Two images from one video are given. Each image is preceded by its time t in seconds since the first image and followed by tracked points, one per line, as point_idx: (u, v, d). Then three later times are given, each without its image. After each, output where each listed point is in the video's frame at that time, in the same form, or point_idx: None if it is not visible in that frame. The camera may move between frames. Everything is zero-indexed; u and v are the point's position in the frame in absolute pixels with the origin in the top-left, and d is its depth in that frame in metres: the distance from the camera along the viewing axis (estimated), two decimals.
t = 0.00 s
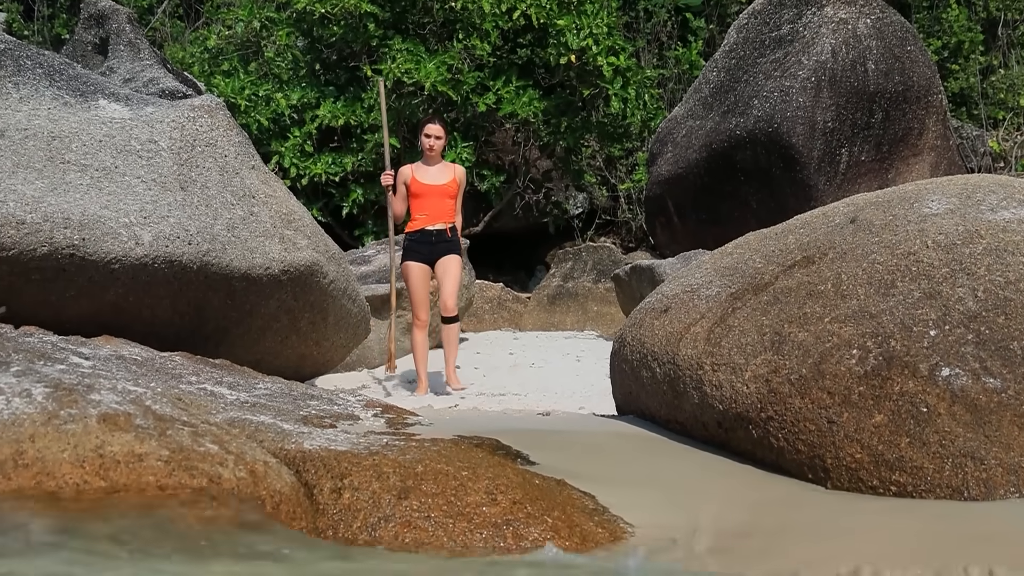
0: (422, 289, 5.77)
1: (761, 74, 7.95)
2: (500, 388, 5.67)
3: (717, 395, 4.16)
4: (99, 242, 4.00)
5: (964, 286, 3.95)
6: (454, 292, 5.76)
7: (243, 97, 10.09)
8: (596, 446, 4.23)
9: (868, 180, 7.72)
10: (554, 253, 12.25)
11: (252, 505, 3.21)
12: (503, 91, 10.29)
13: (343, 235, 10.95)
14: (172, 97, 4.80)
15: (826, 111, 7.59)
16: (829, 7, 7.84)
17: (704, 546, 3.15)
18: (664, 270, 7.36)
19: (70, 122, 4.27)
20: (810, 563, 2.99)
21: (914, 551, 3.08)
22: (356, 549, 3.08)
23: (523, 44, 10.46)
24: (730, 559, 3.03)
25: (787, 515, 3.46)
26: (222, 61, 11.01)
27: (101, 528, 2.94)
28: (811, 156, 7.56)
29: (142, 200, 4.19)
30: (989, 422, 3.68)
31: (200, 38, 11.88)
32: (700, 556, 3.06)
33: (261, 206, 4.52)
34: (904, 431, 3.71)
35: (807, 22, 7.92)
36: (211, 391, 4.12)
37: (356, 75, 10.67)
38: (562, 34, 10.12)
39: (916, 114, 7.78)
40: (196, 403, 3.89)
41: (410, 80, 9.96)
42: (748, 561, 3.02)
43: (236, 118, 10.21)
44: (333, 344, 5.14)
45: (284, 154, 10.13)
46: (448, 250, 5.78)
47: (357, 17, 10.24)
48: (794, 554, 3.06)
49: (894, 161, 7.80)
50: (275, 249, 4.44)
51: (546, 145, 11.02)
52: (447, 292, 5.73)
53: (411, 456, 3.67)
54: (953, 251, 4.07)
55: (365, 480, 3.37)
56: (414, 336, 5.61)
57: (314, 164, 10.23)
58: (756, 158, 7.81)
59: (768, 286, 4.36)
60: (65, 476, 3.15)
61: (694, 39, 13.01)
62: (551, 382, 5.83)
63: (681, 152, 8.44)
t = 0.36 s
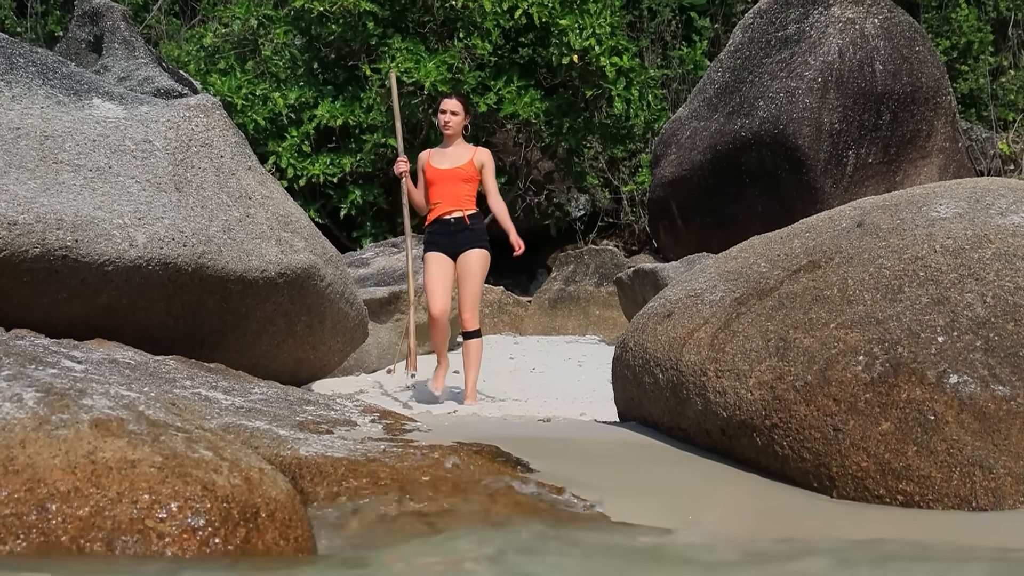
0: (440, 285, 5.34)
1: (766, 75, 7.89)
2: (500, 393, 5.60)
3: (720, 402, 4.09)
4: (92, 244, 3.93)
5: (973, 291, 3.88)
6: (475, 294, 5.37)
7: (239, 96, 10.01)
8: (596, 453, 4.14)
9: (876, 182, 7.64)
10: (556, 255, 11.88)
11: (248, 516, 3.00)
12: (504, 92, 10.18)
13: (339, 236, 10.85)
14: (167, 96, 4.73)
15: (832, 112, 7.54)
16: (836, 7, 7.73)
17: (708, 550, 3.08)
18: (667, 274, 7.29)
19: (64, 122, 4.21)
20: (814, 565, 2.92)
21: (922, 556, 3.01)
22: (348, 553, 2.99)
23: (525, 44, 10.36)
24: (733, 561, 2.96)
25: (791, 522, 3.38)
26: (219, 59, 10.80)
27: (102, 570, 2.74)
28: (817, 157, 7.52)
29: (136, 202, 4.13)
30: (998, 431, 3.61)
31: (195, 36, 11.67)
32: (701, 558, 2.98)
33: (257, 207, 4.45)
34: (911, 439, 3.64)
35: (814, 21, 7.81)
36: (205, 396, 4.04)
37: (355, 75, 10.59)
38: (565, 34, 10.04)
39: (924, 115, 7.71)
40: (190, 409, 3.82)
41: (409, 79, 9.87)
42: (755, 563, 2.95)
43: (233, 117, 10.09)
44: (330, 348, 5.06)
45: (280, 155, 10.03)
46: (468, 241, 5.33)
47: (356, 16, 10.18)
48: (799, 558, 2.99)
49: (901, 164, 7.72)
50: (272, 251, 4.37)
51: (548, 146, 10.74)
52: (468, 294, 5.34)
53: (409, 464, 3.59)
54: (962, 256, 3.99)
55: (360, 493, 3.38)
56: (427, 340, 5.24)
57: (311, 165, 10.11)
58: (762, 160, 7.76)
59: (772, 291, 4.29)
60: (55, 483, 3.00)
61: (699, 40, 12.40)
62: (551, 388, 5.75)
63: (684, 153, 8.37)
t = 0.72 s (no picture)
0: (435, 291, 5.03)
1: (767, 83, 7.91)
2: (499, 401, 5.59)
3: (721, 411, 4.05)
4: (92, 249, 3.93)
5: (972, 301, 3.87)
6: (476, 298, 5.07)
7: (241, 102, 10.06)
8: (597, 460, 4.15)
9: (875, 191, 7.65)
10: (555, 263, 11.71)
11: (248, 524, 3.05)
12: (504, 99, 10.14)
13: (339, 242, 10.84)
14: (168, 101, 4.74)
15: (833, 121, 7.55)
16: (836, 16, 7.75)
17: (713, 556, 3.06)
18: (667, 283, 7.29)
19: (65, 127, 4.22)
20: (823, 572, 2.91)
21: (927, 562, 3.01)
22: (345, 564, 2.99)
23: (526, 51, 10.38)
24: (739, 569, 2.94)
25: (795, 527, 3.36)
26: (221, 65, 10.89)
27: None
28: (817, 166, 7.53)
29: (137, 207, 4.13)
30: (998, 440, 3.65)
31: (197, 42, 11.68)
32: (706, 565, 2.97)
33: (258, 214, 4.44)
34: (911, 449, 3.70)
35: (815, 30, 7.82)
36: (203, 402, 4.04)
37: (356, 82, 10.56)
38: (566, 42, 10.00)
39: (924, 125, 7.73)
40: (190, 415, 3.81)
41: (410, 86, 9.83)
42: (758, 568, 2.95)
43: (234, 123, 10.18)
44: (329, 355, 5.04)
45: (281, 160, 10.04)
46: (468, 245, 5.01)
47: (357, 23, 10.17)
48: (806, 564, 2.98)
49: (901, 173, 7.73)
50: (272, 257, 4.36)
51: (547, 154, 10.70)
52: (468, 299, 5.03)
53: (408, 471, 3.59)
54: (961, 266, 3.98)
55: (358, 501, 3.38)
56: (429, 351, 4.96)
57: (312, 171, 10.09)
58: (762, 168, 7.78)
59: (772, 300, 4.25)
60: (54, 489, 2.98)
61: (698, 48, 12.42)
62: (550, 396, 5.73)
63: (684, 161, 8.38)
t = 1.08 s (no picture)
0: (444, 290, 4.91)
1: (773, 87, 7.84)
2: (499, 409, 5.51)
3: (724, 420, 3.98)
4: (85, 253, 3.87)
5: (982, 310, 3.80)
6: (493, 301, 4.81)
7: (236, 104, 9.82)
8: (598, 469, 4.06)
9: (882, 198, 7.56)
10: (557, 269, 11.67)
11: (242, 534, 2.99)
12: (505, 101, 10.06)
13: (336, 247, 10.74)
14: (163, 103, 4.68)
15: (840, 126, 7.47)
16: (844, 18, 7.73)
17: (728, 562, 2.96)
18: (670, 290, 7.22)
19: (58, 129, 4.16)
20: (844, 574, 2.80)
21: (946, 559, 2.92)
22: (342, 571, 2.90)
23: (527, 53, 10.26)
24: (755, 574, 2.84)
25: (810, 531, 3.26)
26: (215, 66, 10.74)
27: None
28: (823, 171, 7.45)
29: (130, 211, 4.06)
30: (1008, 452, 3.56)
31: (193, 43, 11.59)
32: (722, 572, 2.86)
33: (253, 217, 4.37)
34: (920, 460, 3.60)
35: (821, 33, 7.78)
36: (198, 410, 3.97)
37: (353, 84, 10.46)
38: (567, 43, 9.99)
39: (933, 130, 7.64)
40: (183, 423, 3.73)
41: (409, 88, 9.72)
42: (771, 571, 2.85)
43: (229, 126, 9.94)
44: (326, 362, 4.96)
45: (277, 164, 9.91)
46: (470, 238, 4.79)
47: (355, 24, 10.03)
48: (826, 568, 2.87)
49: (909, 179, 7.65)
50: (268, 262, 4.29)
51: (549, 158, 10.64)
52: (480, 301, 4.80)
53: (406, 481, 3.50)
54: (971, 274, 3.90)
55: (354, 512, 3.30)
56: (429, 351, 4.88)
57: (308, 175, 9.99)
58: (767, 173, 7.69)
59: (777, 308, 4.17)
60: (45, 498, 2.92)
61: (703, 50, 12.30)
62: (551, 404, 5.66)
63: (688, 166, 8.30)
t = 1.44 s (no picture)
0: (443, 293, 4.86)
1: (779, 94, 7.78)
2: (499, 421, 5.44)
3: (729, 433, 3.90)
4: (80, 261, 3.81)
5: (992, 321, 3.72)
6: (496, 308, 4.81)
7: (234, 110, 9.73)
8: (600, 480, 3.98)
9: (891, 207, 7.48)
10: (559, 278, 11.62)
11: (238, 548, 2.92)
12: (507, 108, 9.97)
13: (335, 256, 10.68)
14: (159, 109, 4.67)
15: (846, 133, 7.41)
16: (851, 25, 7.63)
17: None
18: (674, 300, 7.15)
19: (53, 134, 4.10)
20: None
21: None
22: None
23: (529, 59, 10.29)
24: None
25: (822, 549, 3.17)
26: (213, 71, 10.67)
27: None
28: (829, 180, 7.38)
29: (126, 217, 4.01)
30: (1018, 467, 3.44)
31: (190, 48, 11.52)
32: None
33: (251, 225, 4.32)
34: (928, 474, 3.49)
35: (828, 39, 7.71)
36: (194, 420, 3.89)
37: (353, 90, 10.36)
38: (570, 48, 9.97)
39: (941, 137, 7.59)
40: (178, 434, 3.66)
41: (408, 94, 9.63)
42: None
43: (226, 131, 9.86)
44: (323, 372, 4.90)
45: (275, 170, 9.84)
46: (477, 238, 4.79)
47: (355, 29, 9.96)
48: None
49: (918, 187, 7.58)
50: (265, 270, 4.23)
51: (552, 166, 10.58)
52: (484, 305, 4.80)
53: (405, 494, 3.44)
54: (980, 284, 3.83)
55: (351, 526, 3.22)
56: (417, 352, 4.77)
57: (307, 181, 9.93)
58: (772, 181, 7.63)
59: (783, 319, 4.10)
60: (38, 510, 2.85)
61: (708, 56, 12.25)
62: (552, 416, 5.59)
63: (693, 174, 8.26)
